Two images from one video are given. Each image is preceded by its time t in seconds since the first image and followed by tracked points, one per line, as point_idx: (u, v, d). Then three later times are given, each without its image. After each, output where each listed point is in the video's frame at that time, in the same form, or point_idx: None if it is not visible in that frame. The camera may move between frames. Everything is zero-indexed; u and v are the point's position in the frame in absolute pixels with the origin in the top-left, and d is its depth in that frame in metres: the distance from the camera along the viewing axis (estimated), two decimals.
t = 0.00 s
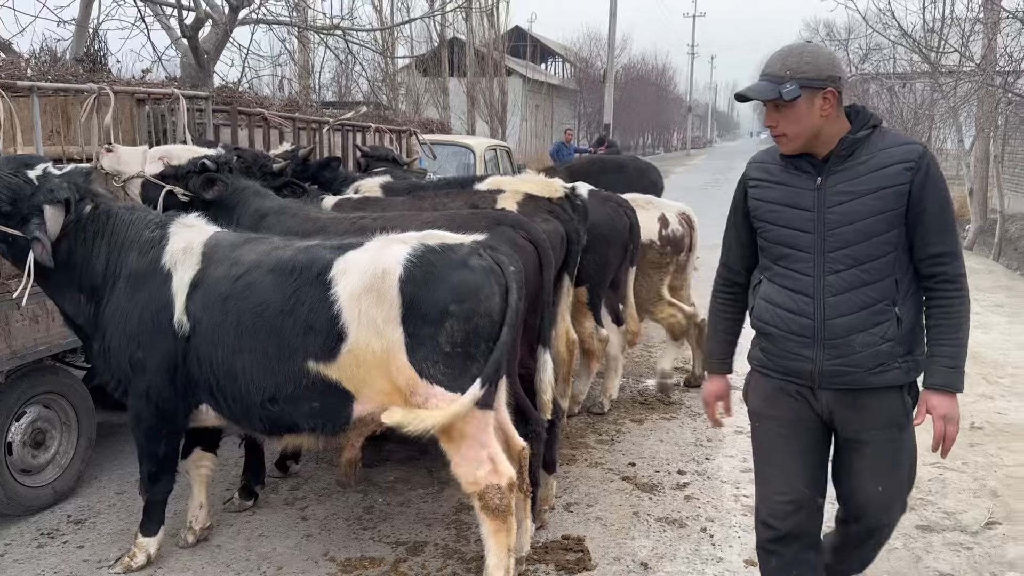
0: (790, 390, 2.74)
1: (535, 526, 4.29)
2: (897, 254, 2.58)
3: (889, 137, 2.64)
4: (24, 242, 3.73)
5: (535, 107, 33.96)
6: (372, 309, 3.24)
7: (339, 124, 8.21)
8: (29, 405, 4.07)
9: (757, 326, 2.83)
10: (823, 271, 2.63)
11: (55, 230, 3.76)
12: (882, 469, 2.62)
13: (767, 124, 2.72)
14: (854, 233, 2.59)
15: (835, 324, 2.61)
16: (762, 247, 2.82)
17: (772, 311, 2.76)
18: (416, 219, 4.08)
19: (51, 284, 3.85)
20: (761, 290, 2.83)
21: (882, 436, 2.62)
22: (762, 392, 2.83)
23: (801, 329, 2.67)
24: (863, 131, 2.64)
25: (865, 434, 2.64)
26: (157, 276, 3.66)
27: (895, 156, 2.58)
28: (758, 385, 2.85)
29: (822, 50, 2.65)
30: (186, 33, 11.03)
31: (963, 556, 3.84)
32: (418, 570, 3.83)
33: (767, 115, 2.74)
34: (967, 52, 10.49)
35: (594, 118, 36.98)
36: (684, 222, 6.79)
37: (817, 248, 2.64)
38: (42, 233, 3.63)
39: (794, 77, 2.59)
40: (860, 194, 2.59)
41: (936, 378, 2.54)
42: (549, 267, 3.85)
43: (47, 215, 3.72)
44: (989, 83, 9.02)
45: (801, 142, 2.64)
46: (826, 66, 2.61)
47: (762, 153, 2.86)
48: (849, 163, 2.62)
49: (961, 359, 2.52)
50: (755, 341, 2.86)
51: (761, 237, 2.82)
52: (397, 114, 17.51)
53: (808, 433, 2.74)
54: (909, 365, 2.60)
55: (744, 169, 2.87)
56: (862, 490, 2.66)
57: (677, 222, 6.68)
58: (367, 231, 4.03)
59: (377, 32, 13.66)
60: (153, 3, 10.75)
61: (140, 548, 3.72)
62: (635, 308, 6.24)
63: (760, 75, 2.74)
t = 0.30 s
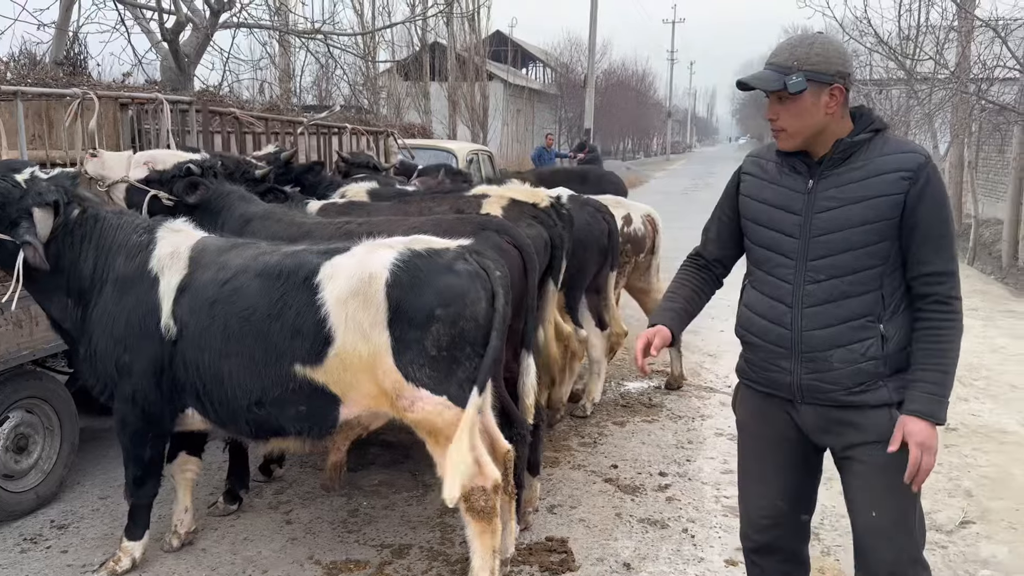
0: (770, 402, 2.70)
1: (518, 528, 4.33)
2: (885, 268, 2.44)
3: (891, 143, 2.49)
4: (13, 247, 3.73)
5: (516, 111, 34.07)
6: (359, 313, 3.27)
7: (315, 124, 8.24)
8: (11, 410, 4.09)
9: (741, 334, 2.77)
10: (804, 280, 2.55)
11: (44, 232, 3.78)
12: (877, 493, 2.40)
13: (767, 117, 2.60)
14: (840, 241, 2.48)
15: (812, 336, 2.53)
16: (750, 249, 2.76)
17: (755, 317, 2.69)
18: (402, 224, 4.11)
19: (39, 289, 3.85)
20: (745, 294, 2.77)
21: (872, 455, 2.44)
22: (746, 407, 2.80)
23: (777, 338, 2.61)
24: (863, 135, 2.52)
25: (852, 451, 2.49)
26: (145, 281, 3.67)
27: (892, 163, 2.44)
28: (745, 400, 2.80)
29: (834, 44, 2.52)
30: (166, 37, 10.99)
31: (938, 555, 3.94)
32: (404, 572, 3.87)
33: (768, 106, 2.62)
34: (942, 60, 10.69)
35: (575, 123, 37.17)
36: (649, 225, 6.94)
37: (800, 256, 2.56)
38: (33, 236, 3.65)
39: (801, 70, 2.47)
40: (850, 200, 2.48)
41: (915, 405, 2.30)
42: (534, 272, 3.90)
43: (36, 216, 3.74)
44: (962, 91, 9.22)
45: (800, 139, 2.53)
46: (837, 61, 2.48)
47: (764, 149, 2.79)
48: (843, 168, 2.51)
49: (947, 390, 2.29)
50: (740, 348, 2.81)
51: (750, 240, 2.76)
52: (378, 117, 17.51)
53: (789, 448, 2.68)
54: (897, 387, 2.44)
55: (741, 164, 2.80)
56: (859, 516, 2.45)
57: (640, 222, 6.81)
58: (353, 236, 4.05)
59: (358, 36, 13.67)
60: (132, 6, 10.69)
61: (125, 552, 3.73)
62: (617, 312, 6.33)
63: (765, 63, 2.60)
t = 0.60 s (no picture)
0: (774, 427, 2.51)
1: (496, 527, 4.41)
2: (910, 292, 2.23)
3: (931, 159, 2.27)
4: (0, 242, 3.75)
5: (488, 117, 34.26)
6: (339, 315, 3.33)
7: (294, 132, 8.36)
8: None
9: (750, 348, 2.59)
10: (818, 294, 2.35)
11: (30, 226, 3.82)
12: (882, 541, 2.27)
13: (817, 120, 2.38)
14: (862, 256, 2.28)
15: (820, 356, 2.34)
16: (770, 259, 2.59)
17: (765, 331, 2.51)
18: (380, 228, 4.18)
19: (20, 289, 3.85)
20: (761, 307, 2.59)
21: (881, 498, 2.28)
22: (748, 427, 2.60)
23: (784, 356, 2.43)
24: (904, 148, 2.30)
25: (858, 491, 2.34)
26: (125, 283, 3.69)
27: (930, 179, 2.21)
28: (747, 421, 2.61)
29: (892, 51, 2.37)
30: (138, 42, 10.95)
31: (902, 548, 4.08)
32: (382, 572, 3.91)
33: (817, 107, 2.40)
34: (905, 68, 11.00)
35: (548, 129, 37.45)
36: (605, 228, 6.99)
37: (818, 269, 2.37)
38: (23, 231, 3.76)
39: (871, 69, 2.27)
40: (878, 214, 2.27)
41: (928, 447, 2.13)
42: (510, 275, 3.99)
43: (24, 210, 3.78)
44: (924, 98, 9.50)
45: (854, 148, 2.32)
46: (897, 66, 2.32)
47: (800, 157, 2.61)
48: (876, 179, 2.30)
49: (959, 431, 2.11)
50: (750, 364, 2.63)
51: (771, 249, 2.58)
52: (352, 123, 17.53)
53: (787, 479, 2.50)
54: (911, 425, 2.25)
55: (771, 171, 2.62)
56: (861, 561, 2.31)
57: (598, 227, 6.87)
58: (332, 240, 4.11)
59: (331, 42, 13.70)
60: (103, 11, 10.65)
61: (104, 555, 3.74)
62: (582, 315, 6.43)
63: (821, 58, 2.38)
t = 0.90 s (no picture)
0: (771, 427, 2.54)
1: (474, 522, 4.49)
2: (922, 301, 2.26)
3: (952, 162, 2.29)
4: None
5: (459, 119, 34.31)
6: (321, 315, 3.39)
7: (272, 135, 8.31)
8: None
9: (755, 347, 2.64)
10: (826, 300, 2.39)
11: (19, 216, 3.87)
12: (874, 548, 2.35)
13: (861, 110, 2.36)
14: (872, 262, 2.31)
15: (825, 362, 2.37)
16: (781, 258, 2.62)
17: (773, 334, 2.55)
18: (360, 229, 4.25)
19: (5, 290, 3.90)
20: (769, 307, 2.63)
21: (878, 510, 2.34)
22: (748, 430, 2.63)
23: (789, 359, 2.46)
24: (922, 149, 2.33)
25: (853, 501, 2.38)
26: (106, 284, 3.72)
27: (950, 183, 2.24)
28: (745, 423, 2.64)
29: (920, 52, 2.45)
30: (105, 43, 10.86)
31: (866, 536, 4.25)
32: (363, 567, 3.98)
33: (858, 98, 2.39)
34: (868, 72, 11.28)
35: (518, 131, 37.62)
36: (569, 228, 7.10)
37: (827, 273, 2.40)
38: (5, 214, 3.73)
39: (923, 63, 2.31)
40: (894, 218, 2.30)
41: (991, 472, 2.15)
42: (488, 275, 4.08)
43: (10, 201, 3.83)
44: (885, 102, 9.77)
45: (893, 144, 2.35)
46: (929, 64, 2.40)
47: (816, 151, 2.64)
48: (893, 182, 2.34)
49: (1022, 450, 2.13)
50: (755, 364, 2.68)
51: (781, 249, 2.62)
52: (322, 125, 17.51)
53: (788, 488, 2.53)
54: (911, 439, 2.28)
55: (784, 166, 2.66)
56: (852, 564, 2.40)
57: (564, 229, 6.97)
58: (312, 241, 4.17)
59: (301, 43, 13.68)
60: (69, 12, 10.56)
61: (86, 555, 3.79)
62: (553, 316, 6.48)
63: (867, 46, 2.35)
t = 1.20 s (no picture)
0: (785, 438, 2.46)
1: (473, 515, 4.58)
2: (939, 306, 2.25)
3: (961, 165, 2.28)
4: None
5: (442, 118, 34.31)
6: (324, 312, 3.45)
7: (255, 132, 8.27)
8: None
9: (758, 356, 2.54)
10: (845, 308, 2.31)
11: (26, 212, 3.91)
12: (885, 548, 2.35)
13: (881, 110, 2.30)
14: (894, 269, 2.26)
15: (849, 372, 2.30)
16: (780, 263, 2.51)
17: (782, 344, 2.45)
18: (359, 228, 4.32)
19: (9, 289, 3.92)
20: (768, 314, 2.54)
21: (891, 509, 2.34)
22: (757, 440, 2.54)
23: (807, 371, 2.37)
24: (933, 152, 2.30)
25: (867, 503, 2.36)
26: (110, 283, 3.76)
27: (961, 187, 2.23)
28: (751, 432, 2.57)
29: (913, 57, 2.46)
30: (88, 42, 10.79)
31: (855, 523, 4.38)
32: (366, 560, 4.05)
33: (876, 97, 2.32)
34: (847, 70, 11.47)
35: (500, 129, 37.69)
36: (561, 220, 7.20)
37: (844, 280, 2.32)
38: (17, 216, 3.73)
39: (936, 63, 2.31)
40: (913, 224, 2.25)
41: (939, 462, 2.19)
42: (486, 271, 4.15)
43: (18, 198, 3.87)
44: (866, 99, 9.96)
45: (911, 144, 2.31)
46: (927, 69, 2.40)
47: (808, 151, 2.54)
48: (904, 187, 2.29)
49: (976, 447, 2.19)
50: (756, 372, 2.58)
51: (780, 252, 2.52)
52: (306, 123, 17.49)
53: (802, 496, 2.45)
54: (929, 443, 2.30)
55: (780, 164, 2.55)
56: (864, 564, 2.39)
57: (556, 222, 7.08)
58: (312, 240, 4.24)
59: (286, 41, 13.67)
60: (52, 12, 10.49)
61: (90, 552, 3.84)
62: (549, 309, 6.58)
63: (887, 43, 2.30)
